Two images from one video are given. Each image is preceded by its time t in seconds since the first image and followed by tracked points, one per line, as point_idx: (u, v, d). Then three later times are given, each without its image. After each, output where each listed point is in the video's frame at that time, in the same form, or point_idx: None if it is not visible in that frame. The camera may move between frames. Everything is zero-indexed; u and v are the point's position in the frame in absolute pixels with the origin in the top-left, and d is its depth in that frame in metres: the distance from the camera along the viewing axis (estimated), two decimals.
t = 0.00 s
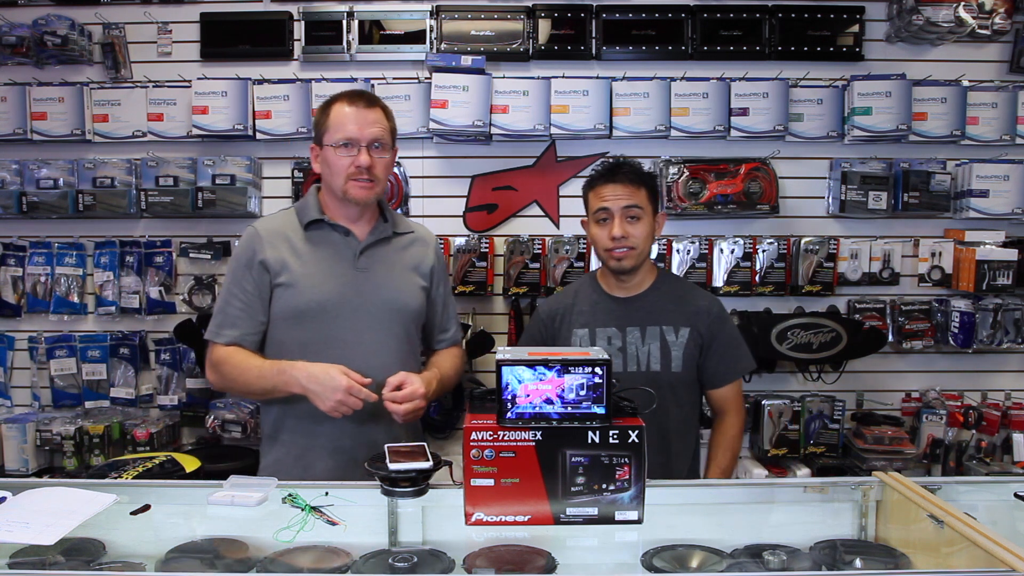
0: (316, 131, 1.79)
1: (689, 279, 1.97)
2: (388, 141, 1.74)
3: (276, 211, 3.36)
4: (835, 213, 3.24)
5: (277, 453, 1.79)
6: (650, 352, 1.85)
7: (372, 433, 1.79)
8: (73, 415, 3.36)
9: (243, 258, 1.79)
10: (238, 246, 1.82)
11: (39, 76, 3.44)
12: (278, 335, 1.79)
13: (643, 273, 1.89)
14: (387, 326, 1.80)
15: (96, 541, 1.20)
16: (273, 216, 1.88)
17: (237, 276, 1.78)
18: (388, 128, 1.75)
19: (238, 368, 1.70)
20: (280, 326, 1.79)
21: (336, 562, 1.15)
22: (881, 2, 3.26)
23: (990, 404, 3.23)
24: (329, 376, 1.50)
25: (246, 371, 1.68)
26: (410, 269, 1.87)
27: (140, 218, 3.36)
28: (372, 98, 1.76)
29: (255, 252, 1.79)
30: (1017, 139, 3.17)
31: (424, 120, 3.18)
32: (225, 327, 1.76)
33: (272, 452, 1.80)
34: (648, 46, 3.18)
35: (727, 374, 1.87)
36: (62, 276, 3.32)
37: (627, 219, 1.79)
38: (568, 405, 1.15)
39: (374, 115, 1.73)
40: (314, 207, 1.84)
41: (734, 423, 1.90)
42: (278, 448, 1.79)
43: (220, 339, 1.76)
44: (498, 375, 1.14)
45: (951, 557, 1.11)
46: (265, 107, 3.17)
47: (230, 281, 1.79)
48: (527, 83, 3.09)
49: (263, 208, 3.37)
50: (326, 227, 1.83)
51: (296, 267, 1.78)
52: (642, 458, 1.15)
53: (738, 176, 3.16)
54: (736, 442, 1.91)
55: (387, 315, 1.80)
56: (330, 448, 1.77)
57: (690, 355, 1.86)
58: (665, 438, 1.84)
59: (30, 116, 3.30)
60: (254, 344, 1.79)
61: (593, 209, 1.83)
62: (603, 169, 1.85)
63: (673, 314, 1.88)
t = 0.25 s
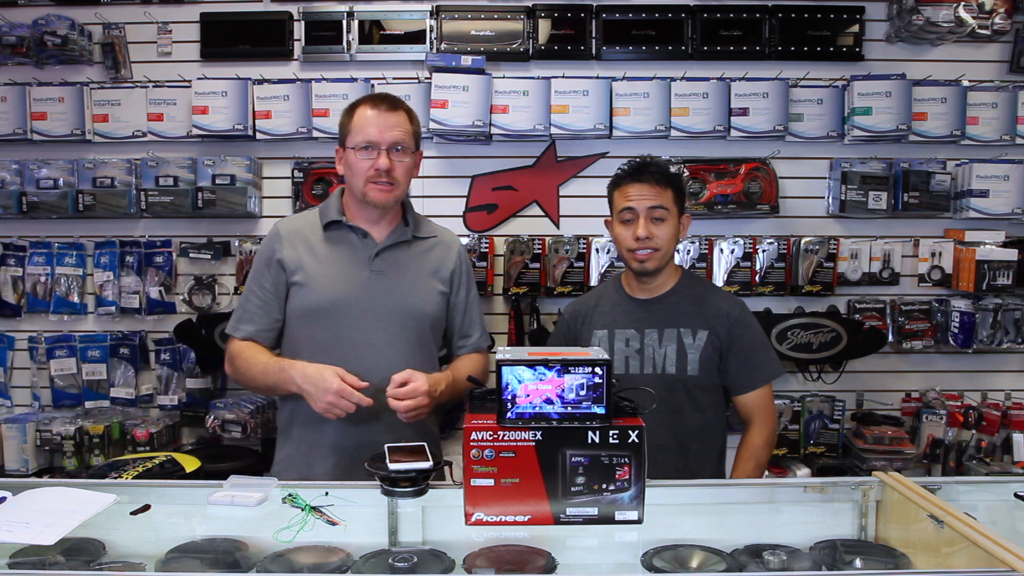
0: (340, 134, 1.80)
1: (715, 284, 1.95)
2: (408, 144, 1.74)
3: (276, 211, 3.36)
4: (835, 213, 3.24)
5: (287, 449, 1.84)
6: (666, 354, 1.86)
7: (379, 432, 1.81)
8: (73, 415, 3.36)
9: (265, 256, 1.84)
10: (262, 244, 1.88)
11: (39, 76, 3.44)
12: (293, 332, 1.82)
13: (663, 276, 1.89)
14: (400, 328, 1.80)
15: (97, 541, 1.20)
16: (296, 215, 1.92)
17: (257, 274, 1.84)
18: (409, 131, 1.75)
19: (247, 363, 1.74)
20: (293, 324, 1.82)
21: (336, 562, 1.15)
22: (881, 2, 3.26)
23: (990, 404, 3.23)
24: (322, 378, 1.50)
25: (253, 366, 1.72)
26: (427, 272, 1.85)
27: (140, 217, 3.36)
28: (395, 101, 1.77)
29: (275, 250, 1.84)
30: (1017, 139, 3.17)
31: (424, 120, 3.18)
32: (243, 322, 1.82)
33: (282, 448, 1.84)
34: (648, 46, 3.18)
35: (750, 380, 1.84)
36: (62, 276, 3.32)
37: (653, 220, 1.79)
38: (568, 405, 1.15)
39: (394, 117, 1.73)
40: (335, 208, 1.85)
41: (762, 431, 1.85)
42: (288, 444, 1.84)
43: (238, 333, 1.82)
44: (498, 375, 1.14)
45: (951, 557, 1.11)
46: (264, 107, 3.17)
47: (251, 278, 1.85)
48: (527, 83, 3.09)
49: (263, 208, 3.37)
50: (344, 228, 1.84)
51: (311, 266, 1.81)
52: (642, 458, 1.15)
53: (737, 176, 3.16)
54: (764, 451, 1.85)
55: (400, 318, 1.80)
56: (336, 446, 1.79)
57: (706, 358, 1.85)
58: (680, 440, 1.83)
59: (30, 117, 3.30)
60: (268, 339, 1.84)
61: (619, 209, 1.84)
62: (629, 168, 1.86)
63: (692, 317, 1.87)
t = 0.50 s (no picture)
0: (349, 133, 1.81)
1: (725, 284, 1.93)
2: (416, 142, 1.73)
3: (276, 211, 3.36)
4: (835, 213, 3.24)
5: (295, 448, 1.84)
6: (669, 355, 1.86)
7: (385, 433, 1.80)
8: (73, 415, 3.36)
9: (274, 257, 1.86)
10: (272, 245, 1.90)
11: (39, 76, 3.44)
12: (300, 332, 1.83)
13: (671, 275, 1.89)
14: (405, 328, 1.80)
15: (97, 541, 1.20)
16: (306, 216, 1.93)
17: (267, 274, 1.85)
18: (416, 130, 1.75)
19: (256, 363, 1.76)
20: (301, 323, 1.82)
21: (336, 562, 1.15)
22: (881, 2, 3.26)
23: (990, 404, 3.23)
24: (325, 376, 1.50)
25: (262, 365, 1.74)
26: (434, 272, 1.85)
27: (140, 217, 3.36)
28: (403, 100, 1.76)
29: (284, 250, 1.85)
30: (1017, 139, 3.17)
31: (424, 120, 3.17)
32: (253, 322, 1.84)
33: (291, 448, 1.85)
34: (648, 46, 3.18)
35: (755, 382, 1.82)
36: (62, 276, 3.32)
37: (664, 221, 1.80)
38: (568, 405, 1.15)
39: (402, 116, 1.72)
40: (343, 208, 1.86)
41: (770, 435, 1.82)
42: (296, 444, 1.84)
43: (249, 333, 1.83)
44: (498, 374, 1.14)
45: (951, 557, 1.11)
46: (264, 107, 3.17)
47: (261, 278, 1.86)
48: (527, 83, 3.09)
49: (263, 208, 3.36)
50: (352, 227, 1.85)
51: (318, 266, 1.81)
52: (642, 458, 1.15)
53: (737, 176, 3.16)
54: (773, 455, 1.83)
55: (405, 318, 1.80)
56: (342, 447, 1.79)
57: (710, 360, 1.84)
58: (684, 442, 1.84)
59: (30, 117, 3.30)
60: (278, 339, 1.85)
61: (629, 208, 1.84)
62: (641, 167, 1.86)
63: (698, 318, 1.87)
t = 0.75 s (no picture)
0: (356, 133, 1.81)
1: (728, 285, 1.93)
2: (421, 142, 1.74)
3: (276, 211, 3.36)
4: (835, 213, 3.24)
5: (297, 448, 1.84)
6: (670, 356, 1.86)
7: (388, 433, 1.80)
8: (73, 415, 3.36)
9: (278, 257, 1.86)
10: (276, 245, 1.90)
11: (39, 76, 3.44)
12: (304, 332, 1.83)
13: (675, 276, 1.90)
14: (407, 329, 1.80)
15: (97, 541, 1.20)
16: (310, 216, 1.94)
17: (271, 274, 1.85)
18: (422, 130, 1.75)
19: (258, 362, 1.75)
20: (304, 323, 1.82)
21: (336, 562, 1.15)
22: (881, 2, 3.26)
23: (990, 404, 3.23)
24: (327, 376, 1.50)
25: (264, 365, 1.73)
26: (436, 272, 1.85)
27: (140, 217, 3.36)
28: (410, 101, 1.77)
29: (288, 250, 1.86)
30: (1017, 139, 3.17)
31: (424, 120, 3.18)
32: (256, 322, 1.83)
33: (294, 447, 1.85)
34: (648, 46, 3.18)
35: (754, 386, 1.80)
36: (62, 276, 3.32)
37: (667, 220, 1.80)
38: (568, 405, 1.15)
39: (409, 116, 1.73)
40: (348, 208, 1.86)
41: (767, 439, 1.80)
42: (299, 444, 1.84)
43: (251, 333, 1.83)
44: (498, 374, 1.14)
45: (951, 557, 1.11)
46: (264, 107, 3.17)
47: (265, 278, 1.87)
48: (527, 83, 3.09)
49: (263, 208, 3.36)
50: (357, 227, 1.85)
51: (322, 266, 1.81)
52: (642, 458, 1.15)
53: (737, 176, 3.17)
54: (771, 458, 1.81)
55: (407, 318, 1.80)
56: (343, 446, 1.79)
57: (711, 362, 1.83)
58: (681, 442, 1.84)
59: (30, 117, 3.30)
60: (280, 339, 1.84)
61: (629, 210, 1.84)
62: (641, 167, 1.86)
63: (699, 320, 1.86)
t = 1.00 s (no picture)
0: (357, 133, 1.82)
1: (724, 286, 1.94)
2: (423, 142, 1.74)
3: (276, 211, 3.36)
4: (835, 213, 3.24)
5: (296, 448, 1.84)
6: (667, 357, 1.86)
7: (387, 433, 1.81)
8: (73, 415, 3.36)
9: (278, 254, 1.85)
10: (276, 243, 1.89)
11: (39, 76, 3.44)
12: (304, 331, 1.82)
13: (676, 275, 1.90)
14: (406, 329, 1.80)
15: (97, 541, 1.20)
16: (310, 215, 1.93)
17: (270, 272, 1.85)
18: (424, 130, 1.75)
19: (259, 360, 1.74)
20: (304, 321, 1.82)
21: (336, 562, 1.15)
22: (881, 2, 3.26)
23: (990, 404, 3.23)
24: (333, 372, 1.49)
25: (265, 362, 1.72)
26: (436, 273, 1.85)
27: (140, 217, 3.36)
28: (412, 101, 1.78)
29: (289, 248, 1.85)
30: (1017, 139, 3.17)
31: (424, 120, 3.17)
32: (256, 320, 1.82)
33: (292, 447, 1.85)
34: (648, 46, 3.18)
35: (751, 388, 1.83)
36: (62, 276, 3.32)
37: (671, 219, 1.80)
38: (568, 405, 1.15)
39: (412, 116, 1.74)
40: (348, 207, 1.86)
41: (762, 439, 1.84)
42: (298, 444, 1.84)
43: (250, 331, 1.82)
44: (498, 375, 1.14)
45: (951, 557, 1.11)
46: (264, 107, 3.17)
47: (264, 276, 1.86)
48: (527, 83, 3.09)
49: (263, 208, 3.36)
50: (358, 227, 1.85)
51: (323, 264, 1.81)
52: (642, 458, 1.15)
53: (737, 176, 3.17)
54: (765, 457, 1.85)
55: (406, 318, 1.80)
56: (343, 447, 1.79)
57: (708, 363, 1.84)
58: (675, 442, 1.84)
59: (30, 117, 3.30)
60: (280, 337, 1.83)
61: (634, 205, 1.84)
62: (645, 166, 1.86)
63: (698, 321, 1.87)
